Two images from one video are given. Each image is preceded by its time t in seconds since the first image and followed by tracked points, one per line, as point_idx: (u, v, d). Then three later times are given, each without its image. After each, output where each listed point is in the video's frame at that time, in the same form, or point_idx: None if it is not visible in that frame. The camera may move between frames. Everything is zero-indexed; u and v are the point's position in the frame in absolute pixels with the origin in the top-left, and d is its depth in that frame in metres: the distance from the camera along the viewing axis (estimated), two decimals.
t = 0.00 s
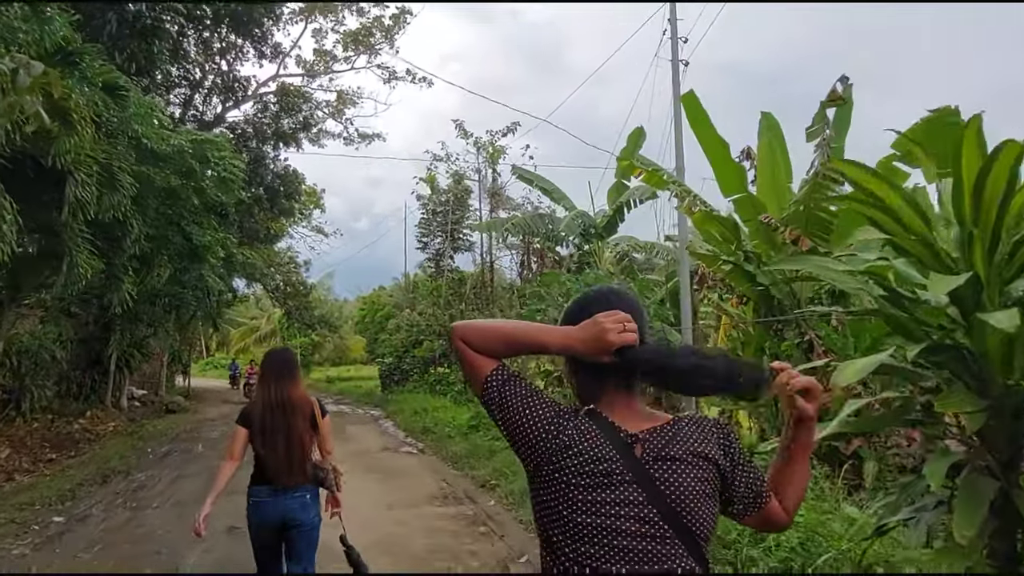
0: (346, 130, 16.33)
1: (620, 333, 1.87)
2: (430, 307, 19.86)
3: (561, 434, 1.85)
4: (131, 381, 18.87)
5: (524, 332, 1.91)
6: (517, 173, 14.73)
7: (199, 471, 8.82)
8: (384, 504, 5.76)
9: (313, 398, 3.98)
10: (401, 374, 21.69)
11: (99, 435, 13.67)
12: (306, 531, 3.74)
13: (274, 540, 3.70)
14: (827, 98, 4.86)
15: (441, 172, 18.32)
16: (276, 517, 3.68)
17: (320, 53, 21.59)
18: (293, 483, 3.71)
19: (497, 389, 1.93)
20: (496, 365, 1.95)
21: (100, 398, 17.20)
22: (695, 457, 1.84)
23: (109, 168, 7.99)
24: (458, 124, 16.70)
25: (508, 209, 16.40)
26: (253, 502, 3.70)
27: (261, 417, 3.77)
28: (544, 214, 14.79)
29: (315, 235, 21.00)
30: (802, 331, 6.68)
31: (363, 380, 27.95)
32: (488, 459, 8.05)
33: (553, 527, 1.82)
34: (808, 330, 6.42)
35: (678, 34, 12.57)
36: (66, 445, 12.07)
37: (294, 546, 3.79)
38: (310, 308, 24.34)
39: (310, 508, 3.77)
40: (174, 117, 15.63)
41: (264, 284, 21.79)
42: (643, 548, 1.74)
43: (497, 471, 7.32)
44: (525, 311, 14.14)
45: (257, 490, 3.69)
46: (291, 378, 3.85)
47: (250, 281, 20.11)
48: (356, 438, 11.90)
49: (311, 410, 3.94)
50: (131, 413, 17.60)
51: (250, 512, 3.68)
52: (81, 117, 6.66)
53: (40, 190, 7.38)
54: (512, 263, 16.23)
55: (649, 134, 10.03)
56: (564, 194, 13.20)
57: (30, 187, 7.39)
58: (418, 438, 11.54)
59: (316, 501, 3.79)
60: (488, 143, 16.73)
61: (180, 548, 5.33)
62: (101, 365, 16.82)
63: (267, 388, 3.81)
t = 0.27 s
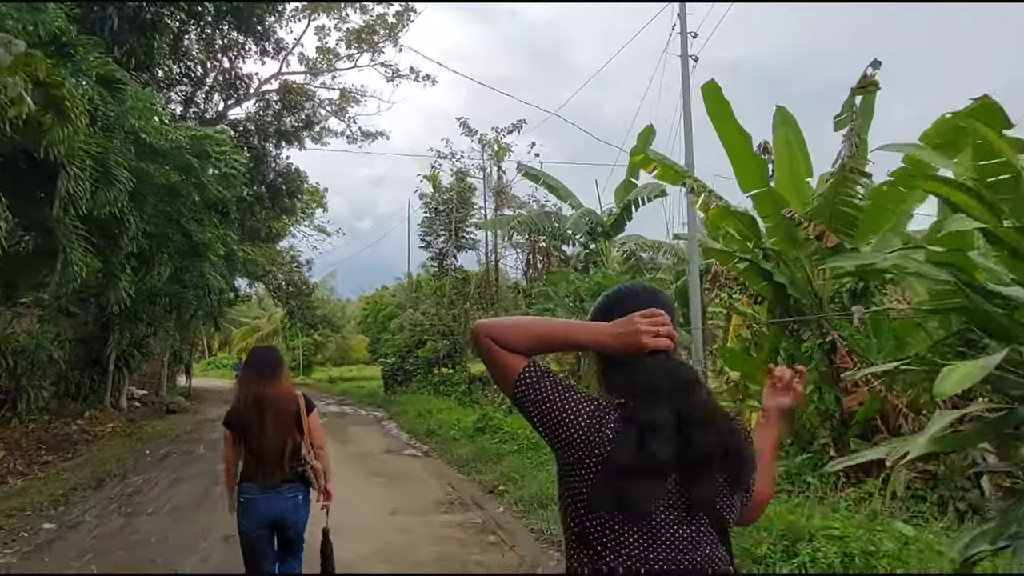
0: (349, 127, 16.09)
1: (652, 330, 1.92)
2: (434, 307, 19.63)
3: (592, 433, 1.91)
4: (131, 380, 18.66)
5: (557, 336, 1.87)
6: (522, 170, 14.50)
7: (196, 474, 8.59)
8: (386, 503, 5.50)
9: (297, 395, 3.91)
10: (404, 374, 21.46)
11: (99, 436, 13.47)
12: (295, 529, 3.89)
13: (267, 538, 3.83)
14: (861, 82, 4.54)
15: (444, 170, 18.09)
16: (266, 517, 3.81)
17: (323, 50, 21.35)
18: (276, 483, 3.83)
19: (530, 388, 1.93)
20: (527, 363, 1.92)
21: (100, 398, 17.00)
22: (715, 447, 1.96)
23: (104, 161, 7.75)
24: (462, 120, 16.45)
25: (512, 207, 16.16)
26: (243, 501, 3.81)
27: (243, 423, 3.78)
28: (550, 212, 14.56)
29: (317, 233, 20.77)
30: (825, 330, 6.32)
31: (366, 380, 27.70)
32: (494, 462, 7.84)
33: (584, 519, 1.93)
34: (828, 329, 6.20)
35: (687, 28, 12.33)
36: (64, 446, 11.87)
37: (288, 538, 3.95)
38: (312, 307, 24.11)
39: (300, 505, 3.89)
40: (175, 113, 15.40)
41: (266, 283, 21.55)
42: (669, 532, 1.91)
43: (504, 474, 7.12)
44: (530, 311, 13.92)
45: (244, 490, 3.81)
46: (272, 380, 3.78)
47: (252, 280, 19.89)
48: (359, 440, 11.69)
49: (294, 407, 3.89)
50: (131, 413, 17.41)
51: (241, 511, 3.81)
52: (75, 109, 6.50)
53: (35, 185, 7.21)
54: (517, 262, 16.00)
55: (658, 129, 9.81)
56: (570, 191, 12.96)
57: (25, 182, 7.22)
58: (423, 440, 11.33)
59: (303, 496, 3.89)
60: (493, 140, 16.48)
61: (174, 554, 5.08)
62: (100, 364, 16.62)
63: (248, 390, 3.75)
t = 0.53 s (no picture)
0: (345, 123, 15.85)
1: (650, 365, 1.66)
2: (432, 305, 19.38)
3: (604, 446, 1.66)
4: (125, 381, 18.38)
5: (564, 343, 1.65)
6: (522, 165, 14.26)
7: (189, 477, 8.32)
8: (386, 508, 5.25)
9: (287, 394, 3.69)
10: (403, 373, 21.19)
11: (92, 437, 13.21)
12: (287, 533, 3.63)
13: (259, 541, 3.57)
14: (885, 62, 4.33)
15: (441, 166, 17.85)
16: (258, 520, 3.55)
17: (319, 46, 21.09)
18: (265, 486, 3.57)
19: (533, 396, 1.68)
20: (531, 370, 1.68)
21: (94, 398, 16.72)
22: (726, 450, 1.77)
23: (92, 155, 7.53)
24: (460, 115, 16.21)
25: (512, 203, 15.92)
26: (234, 505, 3.55)
27: (229, 423, 3.56)
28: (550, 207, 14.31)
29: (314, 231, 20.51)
30: (843, 326, 6.00)
31: (364, 380, 27.43)
32: (495, 464, 7.59)
33: (596, 540, 1.69)
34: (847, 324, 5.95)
35: (690, 20, 12.12)
36: (55, 448, 11.60)
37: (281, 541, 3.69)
38: (309, 306, 23.84)
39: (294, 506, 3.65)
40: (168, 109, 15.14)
41: (262, 282, 21.28)
42: (695, 551, 1.67)
43: (507, 476, 6.87)
44: (531, 309, 13.68)
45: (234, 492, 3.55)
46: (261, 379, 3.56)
47: (248, 278, 19.63)
48: (356, 440, 11.44)
49: (284, 409, 3.66)
50: (125, 413, 17.13)
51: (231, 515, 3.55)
52: (58, 96, 6.25)
53: (18, 177, 6.97)
54: (517, 258, 15.76)
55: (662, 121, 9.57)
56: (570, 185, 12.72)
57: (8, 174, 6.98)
58: (421, 441, 11.07)
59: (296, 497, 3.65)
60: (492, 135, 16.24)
61: (161, 562, 4.82)
62: (94, 364, 16.34)
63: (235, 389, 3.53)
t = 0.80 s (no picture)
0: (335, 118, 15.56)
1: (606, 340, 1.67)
2: (425, 303, 19.11)
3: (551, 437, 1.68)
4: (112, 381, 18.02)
5: (511, 332, 1.71)
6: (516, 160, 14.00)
7: (173, 481, 8.05)
8: (375, 513, 5.00)
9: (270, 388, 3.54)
10: (395, 372, 20.90)
11: (77, 439, 12.90)
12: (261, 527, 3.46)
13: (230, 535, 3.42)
14: (907, 46, 4.07)
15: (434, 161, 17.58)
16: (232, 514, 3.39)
17: (309, 42, 20.75)
18: (242, 477, 3.40)
19: (483, 385, 1.73)
20: (483, 360, 1.74)
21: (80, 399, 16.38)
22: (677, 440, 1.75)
23: (70, 149, 7.25)
24: (453, 110, 15.93)
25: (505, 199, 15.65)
26: (207, 498, 3.37)
27: (207, 415, 3.40)
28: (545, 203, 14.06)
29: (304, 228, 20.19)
30: (853, 322, 5.79)
31: (356, 379, 27.11)
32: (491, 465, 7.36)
33: (545, 530, 1.69)
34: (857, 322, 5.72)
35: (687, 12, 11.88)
36: (37, 451, 11.28)
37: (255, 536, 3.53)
38: (300, 304, 23.52)
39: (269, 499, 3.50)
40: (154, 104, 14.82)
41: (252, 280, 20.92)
42: (643, 543, 1.65)
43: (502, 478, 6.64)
44: (525, 306, 13.43)
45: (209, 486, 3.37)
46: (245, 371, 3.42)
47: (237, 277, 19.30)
48: (347, 441, 11.17)
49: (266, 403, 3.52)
50: (112, 414, 16.78)
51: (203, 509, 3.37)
52: (32, 86, 5.98)
53: None
54: (511, 255, 15.50)
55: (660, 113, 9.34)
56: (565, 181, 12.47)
57: None
58: (414, 442, 10.81)
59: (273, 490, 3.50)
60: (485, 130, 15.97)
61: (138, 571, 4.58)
62: (80, 364, 16.00)
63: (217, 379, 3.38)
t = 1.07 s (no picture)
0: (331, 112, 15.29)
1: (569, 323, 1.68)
2: (420, 302, 18.84)
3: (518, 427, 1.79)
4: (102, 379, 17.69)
5: (480, 323, 1.80)
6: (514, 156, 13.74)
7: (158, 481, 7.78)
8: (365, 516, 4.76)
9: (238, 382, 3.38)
10: (390, 372, 20.61)
11: (63, 438, 12.60)
12: (227, 528, 3.22)
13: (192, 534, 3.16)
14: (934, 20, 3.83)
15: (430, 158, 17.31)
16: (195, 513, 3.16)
17: (304, 36, 20.45)
18: (207, 474, 3.20)
19: (452, 375, 1.88)
20: (450, 353, 1.88)
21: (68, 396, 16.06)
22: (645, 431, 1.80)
23: (52, 137, 6.98)
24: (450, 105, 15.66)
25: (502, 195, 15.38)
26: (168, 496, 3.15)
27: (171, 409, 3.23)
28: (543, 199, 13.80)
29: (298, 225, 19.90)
30: (867, 318, 5.56)
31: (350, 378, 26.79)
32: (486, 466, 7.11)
33: (518, 514, 1.79)
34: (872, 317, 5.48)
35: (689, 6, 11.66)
36: (20, 450, 10.97)
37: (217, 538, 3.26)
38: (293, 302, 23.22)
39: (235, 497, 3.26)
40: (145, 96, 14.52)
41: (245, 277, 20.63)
42: (608, 527, 1.74)
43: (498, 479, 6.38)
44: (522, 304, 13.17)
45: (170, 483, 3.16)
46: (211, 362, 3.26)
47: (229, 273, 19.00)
48: (339, 441, 10.90)
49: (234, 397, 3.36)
50: (101, 413, 16.46)
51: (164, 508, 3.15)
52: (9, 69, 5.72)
53: None
54: (508, 253, 15.23)
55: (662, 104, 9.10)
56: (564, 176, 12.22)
57: None
58: (407, 442, 10.54)
59: (240, 489, 3.28)
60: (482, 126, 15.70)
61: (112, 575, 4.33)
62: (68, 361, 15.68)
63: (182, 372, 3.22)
